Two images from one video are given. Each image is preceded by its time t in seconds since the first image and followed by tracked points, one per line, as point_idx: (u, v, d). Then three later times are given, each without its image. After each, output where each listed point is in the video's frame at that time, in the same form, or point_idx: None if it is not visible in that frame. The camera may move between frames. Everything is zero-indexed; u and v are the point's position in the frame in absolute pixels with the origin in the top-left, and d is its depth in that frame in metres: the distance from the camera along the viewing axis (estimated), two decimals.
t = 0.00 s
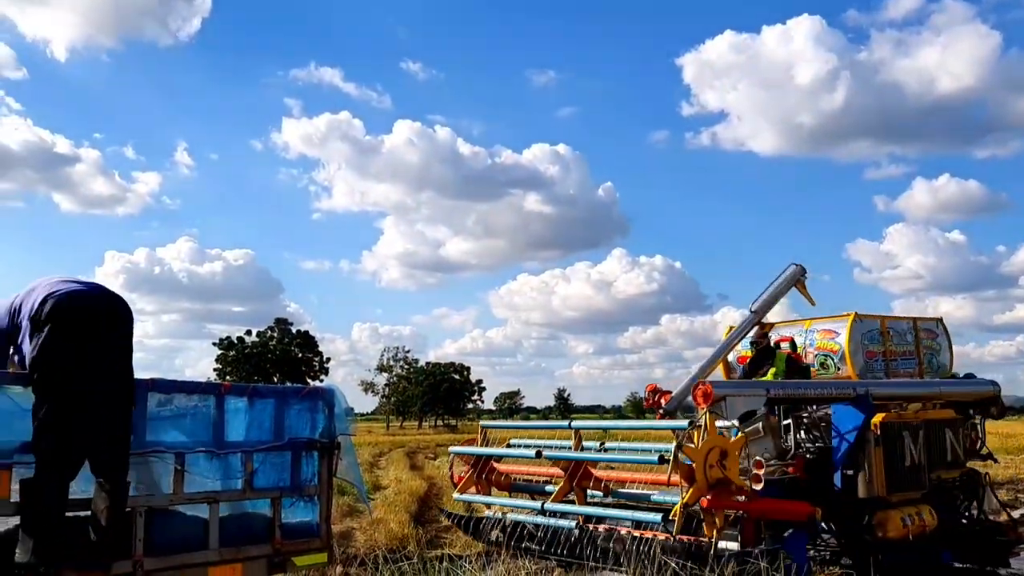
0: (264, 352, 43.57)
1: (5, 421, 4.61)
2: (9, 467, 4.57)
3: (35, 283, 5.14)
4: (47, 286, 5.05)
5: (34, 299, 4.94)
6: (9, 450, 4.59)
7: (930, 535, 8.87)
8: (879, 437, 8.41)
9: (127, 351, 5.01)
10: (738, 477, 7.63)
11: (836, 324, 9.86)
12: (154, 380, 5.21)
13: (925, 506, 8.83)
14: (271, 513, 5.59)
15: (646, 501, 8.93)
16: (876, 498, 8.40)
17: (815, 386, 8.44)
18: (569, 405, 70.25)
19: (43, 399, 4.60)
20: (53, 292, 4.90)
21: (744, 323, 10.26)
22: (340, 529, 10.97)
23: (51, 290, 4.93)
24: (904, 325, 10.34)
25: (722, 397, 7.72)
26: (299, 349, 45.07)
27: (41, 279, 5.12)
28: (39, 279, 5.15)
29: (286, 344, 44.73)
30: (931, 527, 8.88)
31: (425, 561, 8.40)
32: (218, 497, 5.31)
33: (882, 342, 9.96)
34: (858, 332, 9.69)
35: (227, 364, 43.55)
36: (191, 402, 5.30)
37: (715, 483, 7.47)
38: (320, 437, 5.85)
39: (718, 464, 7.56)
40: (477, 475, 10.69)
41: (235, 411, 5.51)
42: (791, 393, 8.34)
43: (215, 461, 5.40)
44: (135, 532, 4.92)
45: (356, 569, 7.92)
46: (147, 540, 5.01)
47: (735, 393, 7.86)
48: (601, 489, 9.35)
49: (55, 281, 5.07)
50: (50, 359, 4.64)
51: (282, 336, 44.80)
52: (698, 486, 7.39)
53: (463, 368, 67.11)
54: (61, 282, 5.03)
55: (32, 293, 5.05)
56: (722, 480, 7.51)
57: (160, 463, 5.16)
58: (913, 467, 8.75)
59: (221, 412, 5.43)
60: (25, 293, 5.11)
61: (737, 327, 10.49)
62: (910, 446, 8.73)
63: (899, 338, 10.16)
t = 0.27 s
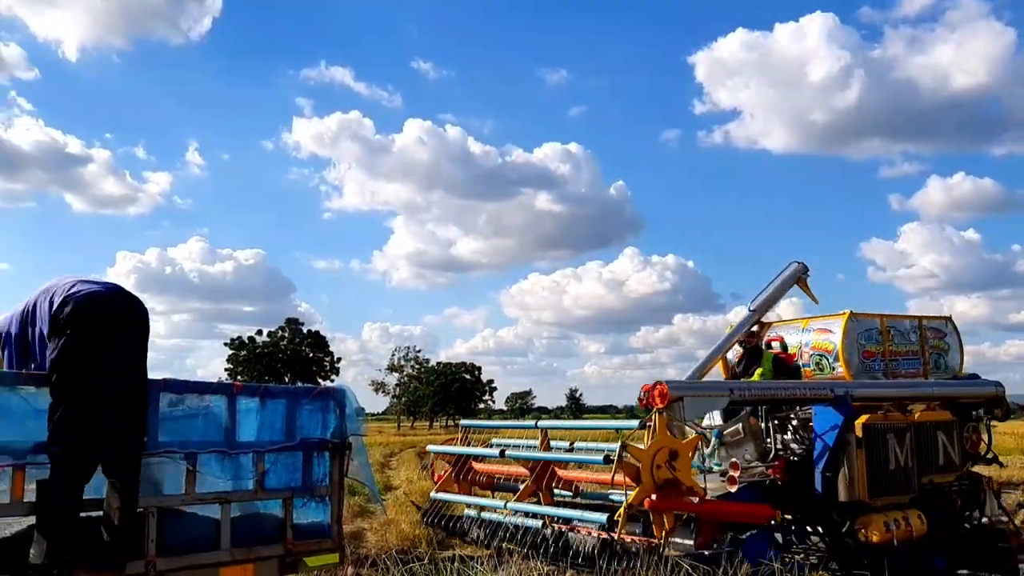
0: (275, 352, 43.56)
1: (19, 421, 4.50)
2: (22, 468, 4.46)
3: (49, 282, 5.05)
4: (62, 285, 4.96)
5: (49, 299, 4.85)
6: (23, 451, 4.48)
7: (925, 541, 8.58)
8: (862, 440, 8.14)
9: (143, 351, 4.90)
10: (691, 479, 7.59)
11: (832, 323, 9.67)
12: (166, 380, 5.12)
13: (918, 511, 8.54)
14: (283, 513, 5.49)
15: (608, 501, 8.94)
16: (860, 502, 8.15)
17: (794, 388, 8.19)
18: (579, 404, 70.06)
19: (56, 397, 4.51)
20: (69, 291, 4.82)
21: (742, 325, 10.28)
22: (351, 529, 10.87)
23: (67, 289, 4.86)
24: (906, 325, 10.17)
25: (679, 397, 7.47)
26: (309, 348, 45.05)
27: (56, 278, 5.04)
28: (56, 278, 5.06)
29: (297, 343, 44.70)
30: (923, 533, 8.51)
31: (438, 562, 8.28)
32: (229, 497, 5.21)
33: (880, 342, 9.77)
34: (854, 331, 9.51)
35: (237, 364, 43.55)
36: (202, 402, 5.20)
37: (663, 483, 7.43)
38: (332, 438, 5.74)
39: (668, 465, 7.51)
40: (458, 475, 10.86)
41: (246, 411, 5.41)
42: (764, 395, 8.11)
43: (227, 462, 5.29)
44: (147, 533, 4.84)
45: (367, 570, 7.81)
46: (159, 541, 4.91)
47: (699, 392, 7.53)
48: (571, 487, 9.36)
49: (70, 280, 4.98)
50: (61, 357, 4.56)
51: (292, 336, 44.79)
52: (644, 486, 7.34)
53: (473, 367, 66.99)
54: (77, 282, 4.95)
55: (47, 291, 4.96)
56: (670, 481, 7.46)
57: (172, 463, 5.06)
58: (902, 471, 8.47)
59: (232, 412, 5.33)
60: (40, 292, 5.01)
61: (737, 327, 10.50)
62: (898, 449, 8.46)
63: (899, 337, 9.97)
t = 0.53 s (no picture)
0: (287, 352, 43.76)
1: (35, 421, 4.58)
2: (39, 467, 4.55)
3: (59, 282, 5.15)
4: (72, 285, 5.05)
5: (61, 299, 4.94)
6: (39, 450, 4.57)
7: (912, 544, 8.53)
8: (845, 441, 8.15)
9: (153, 353, 4.98)
10: (653, 479, 7.67)
11: (825, 323, 9.65)
12: (179, 380, 5.19)
13: (904, 514, 8.49)
14: (296, 513, 5.55)
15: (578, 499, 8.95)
16: (843, 505, 8.17)
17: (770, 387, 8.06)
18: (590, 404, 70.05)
19: (72, 399, 4.59)
20: (82, 294, 4.90)
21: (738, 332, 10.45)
22: (363, 529, 10.94)
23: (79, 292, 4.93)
24: (904, 325, 10.13)
25: (647, 396, 7.23)
26: (321, 348, 45.22)
27: (65, 280, 5.13)
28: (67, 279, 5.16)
29: (309, 343, 44.86)
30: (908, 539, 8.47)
31: (449, 561, 8.33)
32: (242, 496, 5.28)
33: (876, 343, 9.73)
34: (847, 331, 9.50)
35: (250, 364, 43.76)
36: (217, 402, 5.27)
37: (621, 484, 7.54)
38: (345, 438, 5.81)
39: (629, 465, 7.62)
40: (441, 473, 10.88)
41: (259, 411, 5.48)
42: (741, 394, 7.95)
43: (240, 461, 5.36)
44: (161, 531, 4.92)
45: (379, 569, 7.86)
46: (173, 540, 4.99)
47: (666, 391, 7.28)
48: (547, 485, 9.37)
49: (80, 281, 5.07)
50: (75, 360, 4.63)
51: (304, 336, 44.96)
52: (601, 485, 7.46)
53: (484, 367, 67.02)
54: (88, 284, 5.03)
55: (58, 291, 5.05)
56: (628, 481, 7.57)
57: (186, 463, 5.14)
58: (888, 473, 8.43)
59: (246, 412, 5.40)
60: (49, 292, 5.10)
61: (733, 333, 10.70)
62: (884, 451, 8.41)
63: (897, 338, 9.92)
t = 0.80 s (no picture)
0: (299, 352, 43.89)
1: (50, 420, 4.64)
2: (53, 467, 4.60)
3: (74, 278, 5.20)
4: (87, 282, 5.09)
5: (76, 296, 4.97)
6: (54, 450, 4.62)
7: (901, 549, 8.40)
8: (831, 443, 8.10)
9: (165, 352, 5.00)
10: (625, 480, 8.04)
11: (819, 323, 9.64)
12: (193, 380, 5.22)
13: (894, 518, 8.35)
14: (308, 512, 5.58)
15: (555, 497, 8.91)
16: (828, 508, 8.09)
17: (757, 383, 7.94)
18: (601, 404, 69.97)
19: (86, 398, 4.63)
20: (96, 293, 4.93)
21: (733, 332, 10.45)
22: (375, 528, 11.00)
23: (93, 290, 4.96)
24: (902, 325, 10.08)
25: (621, 388, 7.19)
26: (332, 348, 45.34)
27: (82, 277, 5.16)
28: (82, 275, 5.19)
29: (320, 343, 44.97)
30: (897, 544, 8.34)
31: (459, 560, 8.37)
32: (254, 495, 5.31)
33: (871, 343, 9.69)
34: (842, 331, 9.47)
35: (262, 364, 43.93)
36: (229, 402, 5.31)
37: (591, 483, 7.88)
38: (356, 438, 5.84)
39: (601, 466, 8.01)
40: (426, 472, 10.89)
41: (272, 411, 5.51)
42: (726, 389, 7.83)
43: (253, 461, 5.40)
44: (174, 531, 4.96)
45: (390, 568, 7.91)
46: (187, 539, 5.02)
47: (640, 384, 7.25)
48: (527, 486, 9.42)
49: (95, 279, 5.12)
50: (88, 359, 4.66)
51: (316, 336, 45.10)
52: (573, 483, 7.78)
53: (495, 367, 67.02)
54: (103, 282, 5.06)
55: (73, 288, 5.09)
56: (598, 480, 7.91)
57: (199, 463, 5.18)
58: (877, 476, 8.31)
59: (258, 412, 5.44)
60: (64, 288, 5.14)
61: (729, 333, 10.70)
62: (872, 453, 8.29)
63: (893, 338, 9.87)
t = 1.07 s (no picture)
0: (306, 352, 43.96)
1: (59, 420, 4.67)
2: (63, 467, 4.63)
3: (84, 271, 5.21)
4: (101, 277, 5.11)
5: (90, 292, 4.98)
6: (63, 450, 4.65)
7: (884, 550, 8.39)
8: (812, 443, 8.11)
9: (175, 350, 5.01)
10: (593, 480, 7.88)
11: (807, 321, 9.63)
12: (201, 380, 5.24)
13: (878, 519, 8.34)
14: (316, 512, 5.60)
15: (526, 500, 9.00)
16: (809, 509, 8.12)
17: (731, 376, 7.83)
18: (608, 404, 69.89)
19: (97, 398, 4.65)
20: (110, 290, 4.94)
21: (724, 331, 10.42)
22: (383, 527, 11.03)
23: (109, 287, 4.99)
24: (893, 324, 10.04)
25: (593, 376, 7.09)
26: (340, 348, 45.40)
27: (96, 270, 5.16)
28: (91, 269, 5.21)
29: (328, 343, 45.03)
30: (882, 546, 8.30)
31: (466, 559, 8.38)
32: (262, 495, 5.33)
33: (861, 342, 9.67)
34: (829, 330, 9.47)
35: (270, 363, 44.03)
36: (237, 402, 5.34)
37: (558, 484, 7.74)
38: (364, 437, 5.85)
39: (568, 466, 7.82)
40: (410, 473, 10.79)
41: (279, 410, 5.53)
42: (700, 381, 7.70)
43: (260, 461, 5.42)
44: (183, 530, 4.98)
45: (397, 567, 7.93)
46: (195, 539, 5.05)
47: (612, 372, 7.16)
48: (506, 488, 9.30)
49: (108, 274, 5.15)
50: (100, 359, 4.69)
51: (323, 336, 45.17)
52: (539, 483, 7.63)
53: (502, 367, 67.00)
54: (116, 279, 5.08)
55: (87, 281, 5.09)
56: (566, 481, 7.76)
57: (207, 462, 5.21)
58: (860, 477, 8.30)
59: (266, 412, 5.46)
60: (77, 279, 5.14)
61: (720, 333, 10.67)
62: (854, 454, 8.28)
63: (884, 337, 9.84)
